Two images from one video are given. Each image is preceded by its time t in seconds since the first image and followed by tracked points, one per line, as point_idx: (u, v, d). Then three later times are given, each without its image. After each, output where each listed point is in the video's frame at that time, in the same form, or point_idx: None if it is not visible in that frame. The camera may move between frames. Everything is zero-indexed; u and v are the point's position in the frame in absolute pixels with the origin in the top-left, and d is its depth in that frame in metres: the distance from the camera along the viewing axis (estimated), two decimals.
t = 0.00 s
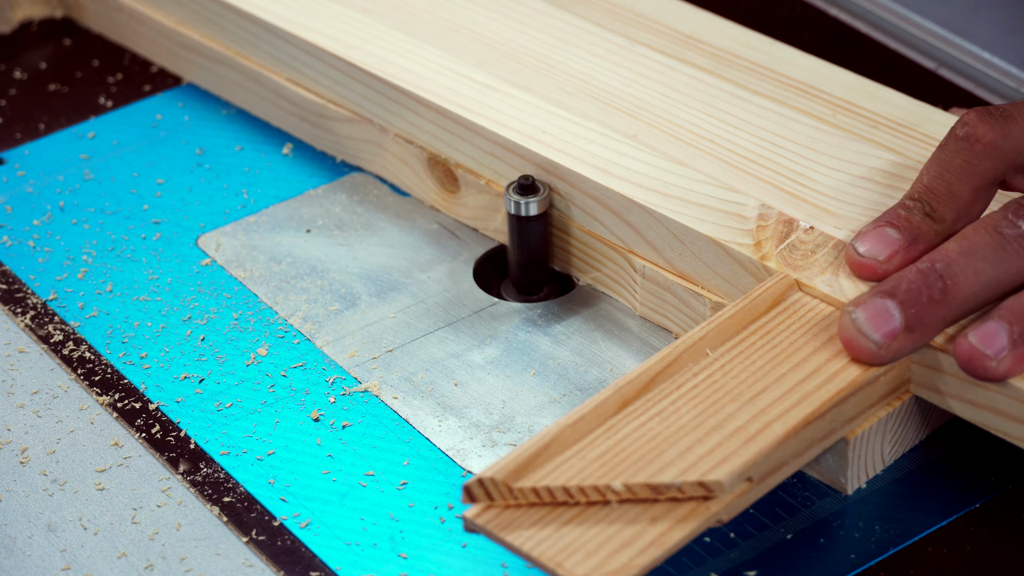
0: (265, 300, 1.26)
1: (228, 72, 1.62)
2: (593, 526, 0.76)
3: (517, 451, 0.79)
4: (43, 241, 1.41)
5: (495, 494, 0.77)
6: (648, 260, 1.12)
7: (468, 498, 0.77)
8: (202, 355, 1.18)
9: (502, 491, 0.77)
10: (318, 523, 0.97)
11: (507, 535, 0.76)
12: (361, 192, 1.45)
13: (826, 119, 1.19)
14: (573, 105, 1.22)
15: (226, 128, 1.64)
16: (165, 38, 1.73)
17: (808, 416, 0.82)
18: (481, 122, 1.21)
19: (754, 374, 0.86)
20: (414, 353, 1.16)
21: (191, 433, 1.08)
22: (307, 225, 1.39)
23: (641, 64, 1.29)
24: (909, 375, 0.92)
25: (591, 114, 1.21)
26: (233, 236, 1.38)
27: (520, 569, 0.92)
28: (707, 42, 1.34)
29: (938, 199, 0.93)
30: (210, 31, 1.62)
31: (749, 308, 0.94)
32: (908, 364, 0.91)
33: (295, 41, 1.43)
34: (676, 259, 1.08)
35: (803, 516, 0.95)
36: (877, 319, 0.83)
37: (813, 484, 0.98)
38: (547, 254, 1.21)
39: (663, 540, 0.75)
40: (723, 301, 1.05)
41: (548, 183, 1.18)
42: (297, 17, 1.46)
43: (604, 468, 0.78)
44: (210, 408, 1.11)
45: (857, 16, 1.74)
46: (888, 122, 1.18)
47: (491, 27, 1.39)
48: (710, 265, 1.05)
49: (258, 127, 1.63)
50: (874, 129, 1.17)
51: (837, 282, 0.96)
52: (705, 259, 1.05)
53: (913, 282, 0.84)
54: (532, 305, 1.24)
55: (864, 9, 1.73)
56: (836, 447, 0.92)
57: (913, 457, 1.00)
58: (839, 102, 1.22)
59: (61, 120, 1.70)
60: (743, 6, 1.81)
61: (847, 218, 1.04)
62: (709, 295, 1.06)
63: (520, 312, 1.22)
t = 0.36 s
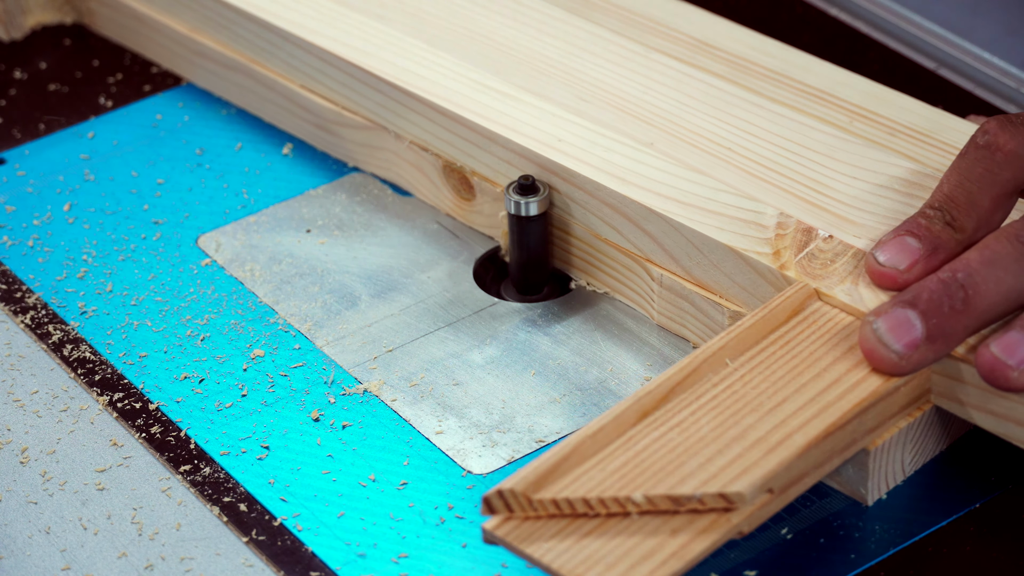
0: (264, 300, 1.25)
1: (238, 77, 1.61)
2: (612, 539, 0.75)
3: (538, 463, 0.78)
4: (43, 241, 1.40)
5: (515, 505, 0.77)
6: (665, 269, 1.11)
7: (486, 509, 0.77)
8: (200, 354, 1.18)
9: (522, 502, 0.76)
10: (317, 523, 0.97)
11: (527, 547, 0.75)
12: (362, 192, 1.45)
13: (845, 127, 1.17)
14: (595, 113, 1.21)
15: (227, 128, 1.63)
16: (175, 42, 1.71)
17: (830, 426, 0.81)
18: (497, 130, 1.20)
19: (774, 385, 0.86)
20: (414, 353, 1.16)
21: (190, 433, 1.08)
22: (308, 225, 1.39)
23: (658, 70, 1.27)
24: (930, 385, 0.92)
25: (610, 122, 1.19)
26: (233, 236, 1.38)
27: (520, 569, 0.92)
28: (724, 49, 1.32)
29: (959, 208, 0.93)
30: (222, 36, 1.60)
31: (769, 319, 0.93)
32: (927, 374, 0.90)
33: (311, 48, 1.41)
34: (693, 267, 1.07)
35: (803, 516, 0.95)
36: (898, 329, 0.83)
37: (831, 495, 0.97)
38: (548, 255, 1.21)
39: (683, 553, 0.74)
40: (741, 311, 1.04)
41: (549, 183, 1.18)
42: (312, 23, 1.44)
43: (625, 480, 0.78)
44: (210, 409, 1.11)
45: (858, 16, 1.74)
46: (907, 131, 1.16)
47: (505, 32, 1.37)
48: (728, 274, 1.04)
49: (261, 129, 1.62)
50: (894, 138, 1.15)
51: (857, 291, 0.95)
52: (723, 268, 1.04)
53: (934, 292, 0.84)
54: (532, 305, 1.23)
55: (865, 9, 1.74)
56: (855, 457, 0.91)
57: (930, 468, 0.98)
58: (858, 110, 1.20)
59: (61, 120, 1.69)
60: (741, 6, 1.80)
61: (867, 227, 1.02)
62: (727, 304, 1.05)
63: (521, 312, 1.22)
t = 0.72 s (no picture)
0: (265, 300, 1.26)
1: (249, 82, 1.61)
2: (635, 551, 0.75)
3: (559, 473, 0.78)
4: (43, 241, 1.41)
5: (537, 517, 0.77)
6: (684, 277, 1.10)
7: (508, 520, 0.77)
8: (200, 353, 1.19)
9: (544, 514, 0.76)
10: (317, 522, 0.98)
11: (550, 560, 0.75)
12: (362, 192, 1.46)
13: (864, 135, 1.16)
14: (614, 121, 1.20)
15: (225, 127, 1.64)
16: (186, 47, 1.71)
17: (853, 437, 0.81)
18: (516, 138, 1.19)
19: (795, 395, 0.85)
20: (414, 353, 1.16)
21: (190, 433, 1.08)
22: (308, 225, 1.40)
23: (676, 78, 1.26)
24: (953, 395, 0.91)
25: (630, 130, 1.18)
26: (233, 236, 1.39)
27: (522, 566, 0.93)
28: (739, 55, 1.31)
29: (981, 219, 0.91)
30: (235, 41, 1.60)
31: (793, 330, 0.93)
32: (951, 384, 0.90)
33: (328, 55, 1.40)
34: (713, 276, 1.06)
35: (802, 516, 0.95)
36: (921, 339, 0.83)
37: (854, 504, 0.96)
38: (547, 254, 1.22)
39: (705, 566, 0.74)
40: (761, 319, 1.04)
41: (549, 182, 1.19)
42: (329, 31, 1.43)
43: (647, 493, 0.77)
44: (210, 409, 1.11)
45: (857, 16, 1.68)
46: (926, 137, 1.15)
47: (519, 39, 1.37)
48: (748, 282, 1.03)
49: (262, 129, 1.63)
50: (912, 145, 1.14)
51: (879, 300, 0.94)
52: (743, 277, 1.03)
53: (958, 301, 0.84)
54: (532, 305, 1.24)
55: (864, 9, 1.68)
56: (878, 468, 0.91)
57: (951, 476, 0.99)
58: (874, 116, 1.19)
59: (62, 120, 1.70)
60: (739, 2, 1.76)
61: (888, 235, 1.01)
62: (747, 313, 1.05)
63: (521, 312, 1.22)
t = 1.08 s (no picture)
0: (265, 300, 1.26)
1: (260, 90, 1.60)
2: (670, 569, 0.76)
3: (594, 489, 0.78)
4: (43, 241, 1.40)
5: (571, 534, 0.77)
6: (712, 289, 1.09)
7: (542, 537, 0.78)
8: (200, 353, 1.18)
9: (579, 531, 0.77)
10: (317, 521, 0.98)
11: None
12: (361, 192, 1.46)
13: (890, 144, 1.15)
14: (637, 132, 1.19)
15: (225, 127, 1.64)
16: (191, 50, 1.71)
17: (889, 452, 0.80)
18: (536, 147, 1.18)
19: (829, 409, 0.85)
20: (414, 353, 1.16)
21: (190, 433, 1.08)
22: (308, 225, 1.40)
23: (702, 89, 1.25)
24: (987, 410, 0.91)
25: (656, 141, 1.18)
26: (233, 236, 1.39)
27: (522, 565, 0.93)
28: (762, 64, 1.30)
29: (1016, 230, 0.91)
30: (248, 48, 1.59)
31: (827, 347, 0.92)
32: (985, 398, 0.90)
33: (345, 65, 1.40)
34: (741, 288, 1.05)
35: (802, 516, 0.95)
36: (956, 353, 0.82)
37: (886, 515, 0.95)
38: (547, 254, 1.22)
39: None
40: (792, 333, 1.03)
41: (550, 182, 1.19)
42: (346, 40, 1.43)
43: (681, 508, 0.77)
44: (210, 409, 1.11)
45: (858, 17, 1.67)
46: (953, 147, 1.15)
47: (535, 47, 1.36)
48: (778, 294, 1.02)
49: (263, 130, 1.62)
50: (939, 154, 1.13)
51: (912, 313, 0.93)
52: (773, 290, 1.02)
53: (993, 315, 0.83)
54: (532, 305, 1.24)
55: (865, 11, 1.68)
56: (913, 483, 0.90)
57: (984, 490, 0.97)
58: (900, 126, 1.18)
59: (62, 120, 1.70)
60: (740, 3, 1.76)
61: (919, 247, 1.00)
62: (777, 326, 1.04)
63: (520, 312, 1.22)
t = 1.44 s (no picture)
0: (265, 300, 1.26)
1: (265, 94, 1.59)
2: None
3: (634, 507, 0.76)
4: (43, 241, 1.40)
5: (611, 554, 0.75)
6: (745, 303, 1.07)
7: (581, 557, 0.75)
8: (200, 353, 1.18)
9: (618, 551, 0.75)
10: (316, 521, 0.98)
11: None
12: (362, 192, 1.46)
13: (921, 156, 1.12)
14: (665, 142, 1.17)
15: (224, 127, 1.64)
16: (194, 52, 1.70)
17: (930, 469, 0.79)
18: (554, 156, 1.17)
19: (868, 426, 0.84)
20: (414, 353, 1.16)
21: (190, 433, 1.08)
22: (308, 225, 1.39)
23: (729, 100, 1.23)
24: None
25: (681, 152, 1.15)
26: (233, 236, 1.38)
27: (523, 565, 0.93)
28: (787, 74, 1.28)
29: None
30: (263, 55, 1.56)
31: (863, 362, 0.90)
32: None
33: (357, 71, 1.38)
34: (776, 302, 1.03)
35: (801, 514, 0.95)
36: (995, 368, 0.82)
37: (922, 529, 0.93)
38: (547, 255, 1.22)
39: None
40: (827, 347, 1.01)
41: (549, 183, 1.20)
42: (357, 45, 1.41)
43: (721, 527, 0.76)
44: (210, 409, 1.11)
45: (857, 17, 1.66)
46: (984, 157, 1.12)
47: (547, 54, 1.35)
48: (812, 308, 1.00)
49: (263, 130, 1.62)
50: (971, 165, 1.11)
51: (950, 327, 0.92)
52: (807, 303, 1.00)
53: None
54: (531, 305, 1.24)
55: (863, 9, 1.67)
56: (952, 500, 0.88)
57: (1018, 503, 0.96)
58: (930, 138, 1.16)
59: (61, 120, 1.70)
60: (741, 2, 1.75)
61: (954, 260, 0.98)
62: (812, 340, 1.01)
63: (520, 312, 1.22)
